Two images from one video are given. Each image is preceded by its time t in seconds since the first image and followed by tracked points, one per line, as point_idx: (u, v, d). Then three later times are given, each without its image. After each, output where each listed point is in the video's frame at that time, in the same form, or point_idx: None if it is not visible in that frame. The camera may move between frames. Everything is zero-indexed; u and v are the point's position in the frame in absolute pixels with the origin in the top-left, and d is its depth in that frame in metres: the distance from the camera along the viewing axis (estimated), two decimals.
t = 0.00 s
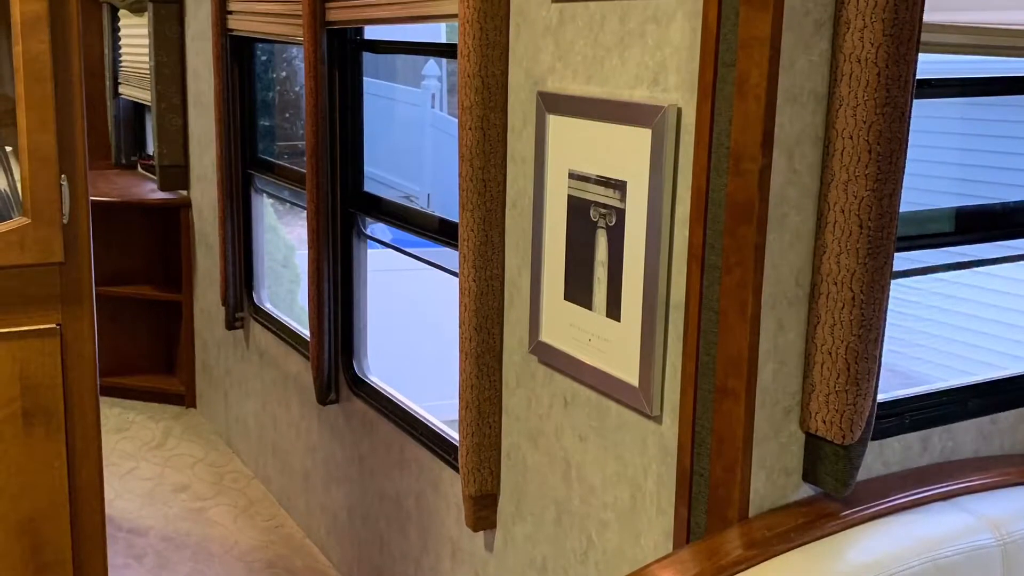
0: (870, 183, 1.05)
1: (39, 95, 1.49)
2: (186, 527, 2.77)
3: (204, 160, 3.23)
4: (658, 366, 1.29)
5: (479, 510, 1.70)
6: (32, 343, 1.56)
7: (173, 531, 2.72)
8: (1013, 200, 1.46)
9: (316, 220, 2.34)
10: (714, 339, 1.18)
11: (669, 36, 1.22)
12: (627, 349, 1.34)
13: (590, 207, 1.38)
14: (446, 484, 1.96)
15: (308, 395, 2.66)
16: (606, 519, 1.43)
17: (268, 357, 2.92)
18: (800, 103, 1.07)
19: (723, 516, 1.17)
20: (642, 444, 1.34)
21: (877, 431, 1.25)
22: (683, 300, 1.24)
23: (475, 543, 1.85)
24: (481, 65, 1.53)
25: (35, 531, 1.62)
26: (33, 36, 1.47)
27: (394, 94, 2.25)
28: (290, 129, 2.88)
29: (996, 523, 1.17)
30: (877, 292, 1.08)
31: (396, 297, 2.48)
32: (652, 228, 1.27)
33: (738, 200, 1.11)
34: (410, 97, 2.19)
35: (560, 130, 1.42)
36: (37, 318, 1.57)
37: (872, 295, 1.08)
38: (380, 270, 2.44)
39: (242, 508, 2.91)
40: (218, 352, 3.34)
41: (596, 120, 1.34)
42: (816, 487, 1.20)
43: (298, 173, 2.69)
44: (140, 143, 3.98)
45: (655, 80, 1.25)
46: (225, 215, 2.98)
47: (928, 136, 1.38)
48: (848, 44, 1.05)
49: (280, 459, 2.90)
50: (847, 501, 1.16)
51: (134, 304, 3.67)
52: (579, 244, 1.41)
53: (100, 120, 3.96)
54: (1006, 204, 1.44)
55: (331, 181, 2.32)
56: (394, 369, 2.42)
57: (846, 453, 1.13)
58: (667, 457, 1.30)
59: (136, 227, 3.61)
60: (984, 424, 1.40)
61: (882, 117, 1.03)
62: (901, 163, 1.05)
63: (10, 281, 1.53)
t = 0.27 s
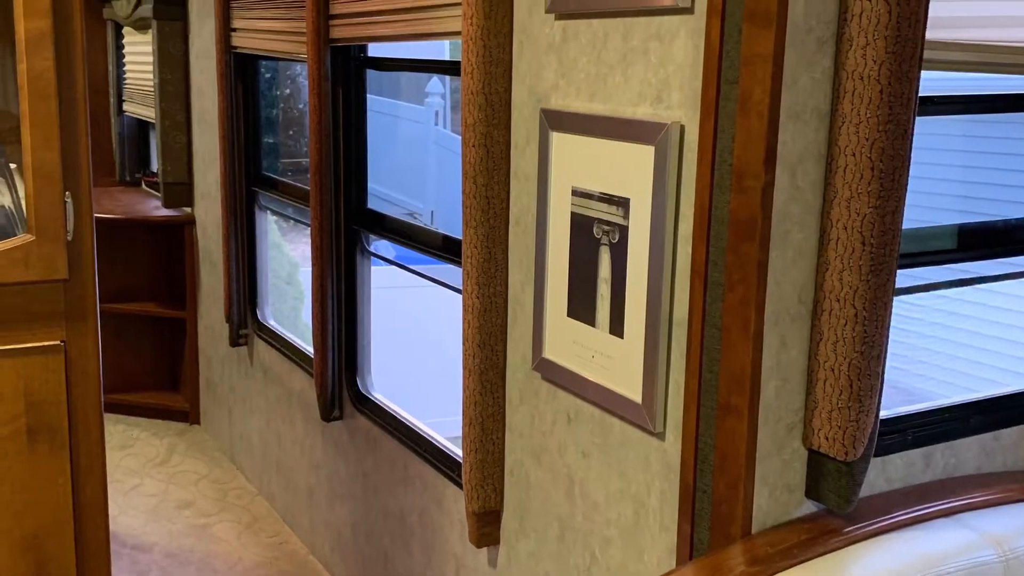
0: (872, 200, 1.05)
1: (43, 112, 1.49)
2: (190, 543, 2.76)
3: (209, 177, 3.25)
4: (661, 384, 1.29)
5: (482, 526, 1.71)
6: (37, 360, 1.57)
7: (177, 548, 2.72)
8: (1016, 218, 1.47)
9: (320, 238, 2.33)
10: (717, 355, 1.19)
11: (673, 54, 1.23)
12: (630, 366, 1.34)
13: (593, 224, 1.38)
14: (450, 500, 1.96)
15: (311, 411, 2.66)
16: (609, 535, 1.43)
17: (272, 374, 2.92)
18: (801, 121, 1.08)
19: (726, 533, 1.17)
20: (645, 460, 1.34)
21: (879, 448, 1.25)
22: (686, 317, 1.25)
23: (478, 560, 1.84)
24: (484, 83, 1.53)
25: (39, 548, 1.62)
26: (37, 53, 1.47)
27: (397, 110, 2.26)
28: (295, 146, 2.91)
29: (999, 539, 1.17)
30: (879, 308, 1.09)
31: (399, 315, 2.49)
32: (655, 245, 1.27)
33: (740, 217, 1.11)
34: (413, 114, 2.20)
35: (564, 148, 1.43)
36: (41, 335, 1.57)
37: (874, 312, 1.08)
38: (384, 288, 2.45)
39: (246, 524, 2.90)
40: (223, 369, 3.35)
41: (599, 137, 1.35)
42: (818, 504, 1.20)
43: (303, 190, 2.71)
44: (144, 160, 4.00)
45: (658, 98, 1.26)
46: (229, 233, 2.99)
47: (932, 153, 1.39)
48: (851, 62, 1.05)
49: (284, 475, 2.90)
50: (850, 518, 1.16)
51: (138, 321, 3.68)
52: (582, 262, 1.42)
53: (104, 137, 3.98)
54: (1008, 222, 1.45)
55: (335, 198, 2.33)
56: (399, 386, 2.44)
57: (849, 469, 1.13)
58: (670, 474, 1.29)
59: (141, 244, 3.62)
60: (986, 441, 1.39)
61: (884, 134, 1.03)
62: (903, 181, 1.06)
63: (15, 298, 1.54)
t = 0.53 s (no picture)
0: (875, 217, 1.06)
1: (47, 129, 1.49)
2: (193, 559, 2.75)
3: (212, 195, 3.26)
4: (664, 401, 1.29)
5: (485, 543, 1.70)
6: (42, 376, 1.57)
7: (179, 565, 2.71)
8: (1018, 234, 1.47)
9: (324, 254, 2.34)
10: (720, 371, 1.19)
11: (674, 71, 1.23)
12: (633, 382, 1.34)
13: (596, 240, 1.39)
14: (453, 517, 1.96)
15: (315, 428, 2.66)
16: (613, 552, 1.43)
17: (276, 391, 2.93)
18: (803, 139, 1.09)
19: (729, 550, 1.17)
20: (648, 476, 1.34)
21: (882, 464, 1.25)
22: (689, 333, 1.25)
23: None
24: (488, 100, 1.54)
25: (43, 565, 1.62)
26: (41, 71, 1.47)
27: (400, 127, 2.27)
28: (298, 163, 2.92)
29: (1001, 555, 1.19)
30: (882, 325, 1.09)
31: (400, 331, 2.52)
32: (658, 261, 1.27)
33: (744, 235, 1.12)
34: (417, 131, 2.22)
35: (566, 165, 1.44)
36: (46, 352, 1.58)
37: (877, 328, 1.09)
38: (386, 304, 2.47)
39: (249, 541, 2.90)
40: (226, 386, 3.35)
41: (603, 155, 1.35)
42: (821, 520, 1.20)
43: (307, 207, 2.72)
44: (148, 177, 4.02)
45: (660, 115, 1.26)
46: (233, 250, 3.00)
47: (935, 169, 1.39)
48: (854, 79, 1.06)
49: (288, 492, 2.90)
50: (853, 534, 1.17)
51: (142, 338, 3.69)
52: (586, 278, 1.42)
53: (108, 155, 4.01)
54: (1009, 239, 1.46)
55: (339, 215, 2.33)
56: (402, 403, 2.44)
57: (852, 485, 1.13)
58: (673, 490, 1.29)
59: (145, 261, 3.63)
60: (989, 457, 1.39)
61: (886, 151, 1.04)
62: (906, 197, 1.06)
63: (19, 315, 1.54)
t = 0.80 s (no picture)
0: (878, 234, 1.06)
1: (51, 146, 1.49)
2: None
3: (217, 212, 3.28)
4: (667, 418, 1.29)
5: (488, 559, 1.70)
6: (47, 393, 1.58)
7: None
8: (1021, 251, 1.48)
9: (328, 271, 2.34)
10: (722, 388, 1.19)
11: (678, 88, 1.23)
12: (637, 399, 1.34)
13: (600, 258, 1.40)
14: (457, 534, 1.95)
15: (319, 444, 2.66)
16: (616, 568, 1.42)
17: (280, 408, 2.93)
18: (805, 157, 1.09)
19: (733, 566, 1.17)
20: (651, 493, 1.34)
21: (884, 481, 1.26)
22: (692, 350, 1.25)
23: None
24: (492, 118, 1.55)
25: None
26: (45, 88, 1.48)
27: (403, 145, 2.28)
28: (302, 180, 2.94)
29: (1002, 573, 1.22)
30: (885, 342, 1.09)
31: (402, 348, 2.54)
32: (661, 279, 1.28)
33: (747, 253, 1.12)
34: (420, 149, 2.23)
35: (569, 183, 1.44)
36: (50, 369, 1.58)
37: (880, 346, 1.09)
38: (388, 322, 2.50)
39: (253, 557, 2.89)
40: (230, 403, 3.36)
41: (606, 172, 1.36)
42: (824, 537, 1.20)
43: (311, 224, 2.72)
44: (152, 194, 4.05)
45: (663, 132, 1.26)
46: (237, 266, 3.00)
47: (937, 186, 1.40)
48: (856, 97, 1.06)
49: (291, 509, 2.89)
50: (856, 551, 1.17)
51: (146, 354, 3.69)
52: (589, 296, 1.43)
53: (113, 172, 4.03)
54: (1012, 256, 1.47)
55: (343, 233, 2.34)
56: (406, 420, 2.45)
57: (854, 502, 1.14)
58: (676, 506, 1.29)
59: (149, 278, 3.65)
60: (992, 473, 1.39)
61: (889, 169, 1.05)
62: (909, 215, 1.07)
63: (23, 332, 1.55)
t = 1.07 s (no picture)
0: (880, 251, 1.07)
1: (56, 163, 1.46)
2: None
3: (221, 229, 3.29)
4: (670, 434, 1.29)
5: None
6: (50, 409, 1.56)
7: None
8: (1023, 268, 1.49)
9: (332, 288, 2.34)
10: (726, 404, 1.19)
11: (680, 105, 1.24)
12: (640, 415, 1.34)
13: (603, 274, 1.40)
14: (460, 550, 1.95)
15: (322, 460, 2.65)
16: None
17: (284, 424, 2.93)
18: (808, 175, 1.10)
19: None
20: (654, 509, 1.34)
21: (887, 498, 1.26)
22: (695, 366, 1.25)
23: None
24: (495, 135, 1.56)
25: None
26: (50, 106, 1.45)
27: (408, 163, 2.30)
28: (306, 197, 2.96)
29: None
30: (887, 359, 1.09)
31: (405, 360, 2.55)
32: (664, 295, 1.28)
33: (750, 269, 1.12)
34: (424, 167, 2.25)
35: (572, 200, 1.45)
36: (54, 386, 1.56)
37: (882, 362, 1.09)
38: (393, 337, 2.50)
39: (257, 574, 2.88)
40: (234, 420, 3.36)
41: (609, 189, 1.36)
42: (827, 553, 1.20)
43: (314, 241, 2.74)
44: (157, 211, 4.07)
45: (666, 150, 1.27)
46: (241, 283, 3.01)
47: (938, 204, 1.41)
48: (859, 114, 1.07)
49: (295, 526, 2.89)
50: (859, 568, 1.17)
51: (150, 371, 3.70)
52: (592, 312, 1.43)
53: (117, 189, 4.05)
54: (1014, 273, 1.48)
55: (346, 250, 2.35)
56: (409, 437, 2.47)
57: (857, 518, 1.14)
58: (679, 523, 1.29)
59: (154, 295, 3.66)
60: (995, 491, 1.39)
61: (891, 186, 1.05)
62: (911, 231, 1.07)
63: (27, 349, 1.53)
